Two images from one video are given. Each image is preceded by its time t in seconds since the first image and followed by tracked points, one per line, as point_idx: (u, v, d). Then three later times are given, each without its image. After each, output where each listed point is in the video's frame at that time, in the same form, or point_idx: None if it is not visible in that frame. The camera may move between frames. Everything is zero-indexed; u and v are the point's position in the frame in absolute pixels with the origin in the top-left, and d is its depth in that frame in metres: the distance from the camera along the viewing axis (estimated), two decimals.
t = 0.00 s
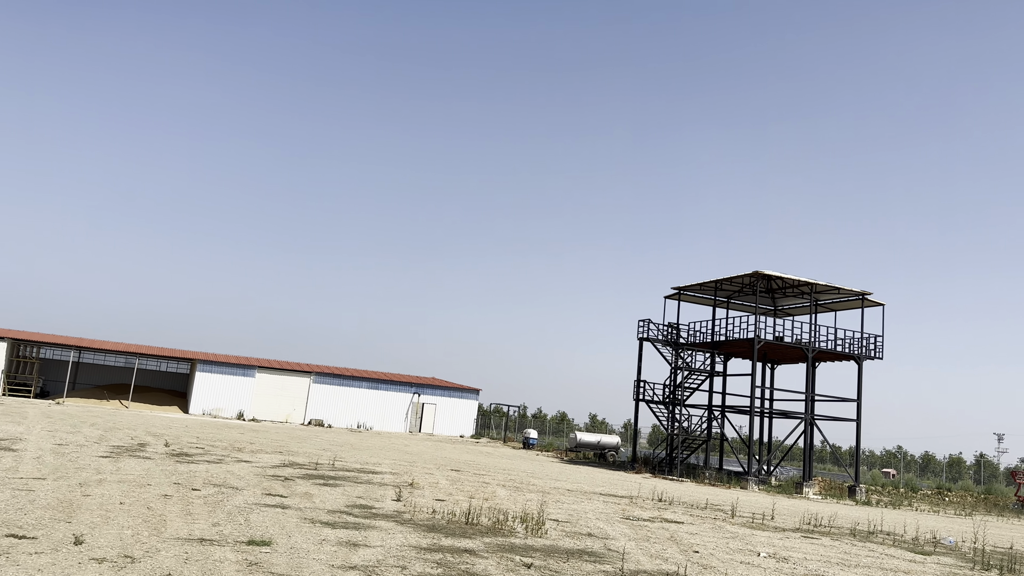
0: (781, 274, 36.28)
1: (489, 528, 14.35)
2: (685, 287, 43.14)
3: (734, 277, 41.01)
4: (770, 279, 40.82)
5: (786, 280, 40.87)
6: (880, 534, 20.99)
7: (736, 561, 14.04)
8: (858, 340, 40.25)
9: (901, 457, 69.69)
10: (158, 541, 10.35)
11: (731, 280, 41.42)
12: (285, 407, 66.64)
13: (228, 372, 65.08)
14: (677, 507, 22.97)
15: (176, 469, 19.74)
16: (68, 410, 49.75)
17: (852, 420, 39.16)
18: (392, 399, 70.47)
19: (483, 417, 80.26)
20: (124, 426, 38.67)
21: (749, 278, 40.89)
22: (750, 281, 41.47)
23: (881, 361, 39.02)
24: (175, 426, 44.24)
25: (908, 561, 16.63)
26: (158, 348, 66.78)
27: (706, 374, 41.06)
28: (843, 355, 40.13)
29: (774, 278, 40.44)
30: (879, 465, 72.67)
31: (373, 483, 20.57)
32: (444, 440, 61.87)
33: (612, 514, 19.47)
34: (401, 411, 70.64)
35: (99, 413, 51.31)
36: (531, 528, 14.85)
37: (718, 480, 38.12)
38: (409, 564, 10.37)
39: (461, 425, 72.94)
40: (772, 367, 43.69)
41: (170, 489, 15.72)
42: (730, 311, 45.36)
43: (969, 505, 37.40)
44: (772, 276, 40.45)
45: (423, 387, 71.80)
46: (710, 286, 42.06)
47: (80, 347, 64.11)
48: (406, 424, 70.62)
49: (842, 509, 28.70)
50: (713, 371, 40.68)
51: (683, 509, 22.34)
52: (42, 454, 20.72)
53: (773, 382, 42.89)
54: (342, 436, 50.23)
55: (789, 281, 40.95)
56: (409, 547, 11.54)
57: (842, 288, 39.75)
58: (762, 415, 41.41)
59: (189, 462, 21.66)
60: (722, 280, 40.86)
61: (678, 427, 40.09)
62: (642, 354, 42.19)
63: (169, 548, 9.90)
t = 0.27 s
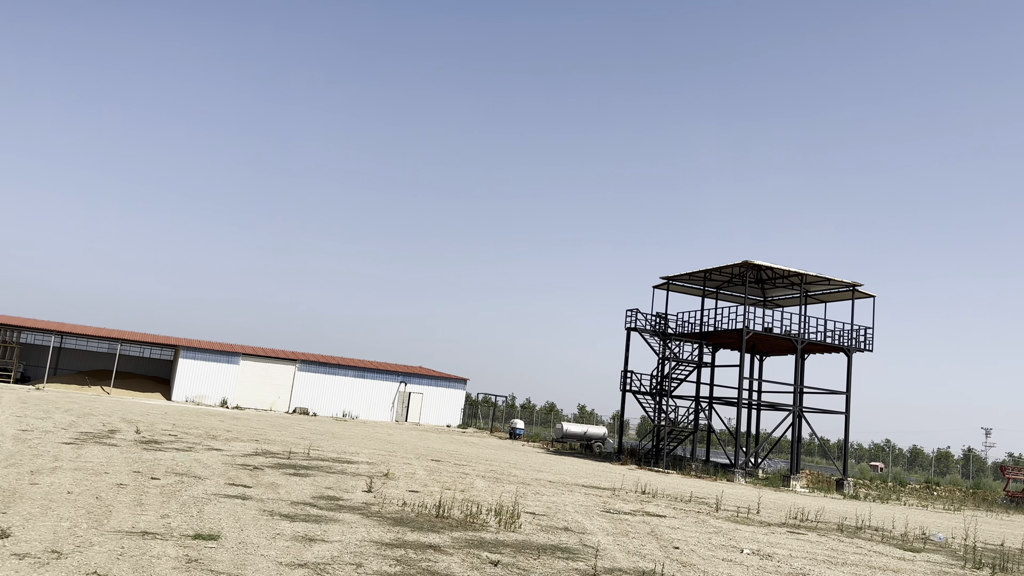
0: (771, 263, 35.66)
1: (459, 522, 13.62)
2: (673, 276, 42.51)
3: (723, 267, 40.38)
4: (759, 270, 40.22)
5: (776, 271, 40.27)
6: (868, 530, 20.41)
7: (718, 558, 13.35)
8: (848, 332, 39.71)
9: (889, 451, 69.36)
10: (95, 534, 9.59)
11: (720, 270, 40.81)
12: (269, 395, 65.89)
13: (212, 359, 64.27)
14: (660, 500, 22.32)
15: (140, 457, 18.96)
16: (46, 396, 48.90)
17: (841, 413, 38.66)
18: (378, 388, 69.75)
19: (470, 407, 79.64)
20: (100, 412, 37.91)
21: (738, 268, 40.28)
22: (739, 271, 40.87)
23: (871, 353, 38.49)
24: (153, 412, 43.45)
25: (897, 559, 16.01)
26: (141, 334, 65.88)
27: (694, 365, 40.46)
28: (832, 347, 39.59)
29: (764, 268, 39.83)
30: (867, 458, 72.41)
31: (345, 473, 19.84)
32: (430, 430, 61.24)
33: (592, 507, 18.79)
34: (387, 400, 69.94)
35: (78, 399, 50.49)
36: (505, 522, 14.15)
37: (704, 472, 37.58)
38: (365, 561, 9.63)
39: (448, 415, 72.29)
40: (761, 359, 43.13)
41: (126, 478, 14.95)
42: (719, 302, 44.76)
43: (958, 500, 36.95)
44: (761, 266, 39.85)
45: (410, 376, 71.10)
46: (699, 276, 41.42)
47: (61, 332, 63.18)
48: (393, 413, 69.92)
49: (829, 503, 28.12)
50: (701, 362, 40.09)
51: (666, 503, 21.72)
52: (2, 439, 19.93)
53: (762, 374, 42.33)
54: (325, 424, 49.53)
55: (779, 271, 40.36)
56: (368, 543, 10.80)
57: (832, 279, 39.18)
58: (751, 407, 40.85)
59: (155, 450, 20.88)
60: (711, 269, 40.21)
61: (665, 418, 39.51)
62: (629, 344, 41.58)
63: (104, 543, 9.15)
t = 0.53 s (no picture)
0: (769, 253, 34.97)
1: (437, 517, 12.89)
2: (670, 266, 41.81)
3: (721, 257, 39.65)
4: (758, 260, 39.53)
5: (774, 261, 39.59)
6: (866, 526, 19.78)
7: (710, 557, 12.65)
8: (847, 324, 39.06)
9: (887, 445, 68.83)
10: (36, 528, 8.89)
11: (718, 260, 40.12)
12: (262, 384, 65.27)
13: (204, 347, 63.61)
14: (653, 494, 21.63)
15: (112, 446, 18.24)
16: (33, 383, 48.18)
17: (839, 406, 38.02)
18: (372, 378, 69.12)
19: (465, 397, 79.03)
20: (84, 400, 37.22)
21: (736, 258, 39.59)
22: (737, 261, 40.18)
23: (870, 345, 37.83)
24: (141, 400, 42.75)
25: (898, 558, 15.34)
26: (132, 322, 65.19)
27: (690, 357, 39.78)
28: (831, 339, 38.93)
29: (763, 258, 39.13)
30: (864, 452, 71.90)
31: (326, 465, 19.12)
32: (423, 420, 60.65)
33: (581, 500, 18.12)
34: (381, 390, 69.32)
35: (67, 386, 49.86)
36: (486, 516, 13.44)
37: (700, 465, 36.97)
38: (328, 560, 8.91)
39: (442, 405, 71.70)
40: (758, 351, 42.48)
41: (91, 468, 14.23)
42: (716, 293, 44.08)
43: (957, 495, 36.35)
44: (760, 256, 39.16)
45: (405, 366, 70.46)
46: (696, 266, 40.72)
47: (51, 319, 62.48)
48: (387, 403, 69.31)
49: (828, 498, 27.48)
50: (698, 353, 39.42)
51: (659, 497, 21.07)
52: None
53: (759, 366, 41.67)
54: (316, 414, 48.90)
55: (778, 262, 39.69)
56: (335, 540, 10.07)
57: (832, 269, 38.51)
58: (748, 399, 40.21)
59: (131, 439, 20.16)
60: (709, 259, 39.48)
61: (661, 410, 38.87)
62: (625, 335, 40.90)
63: (42, 538, 8.44)
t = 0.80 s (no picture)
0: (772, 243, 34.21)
1: (417, 511, 12.18)
2: (672, 257, 41.06)
3: (724, 247, 38.87)
4: (761, 250, 38.75)
5: (778, 251, 38.82)
6: (870, 523, 19.06)
7: (704, 555, 11.92)
8: (851, 315, 38.30)
9: (891, 439, 68.05)
10: None
11: (720, 250, 39.36)
12: (260, 375, 64.68)
13: (201, 338, 63.06)
14: (649, 488, 20.92)
15: (88, 436, 17.60)
16: (26, 373, 47.64)
17: (843, 399, 37.28)
18: (370, 369, 68.49)
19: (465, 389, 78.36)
20: (74, 389, 36.67)
21: (739, 248, 38.83)
22: (740, 251, 39.41)
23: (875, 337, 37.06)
24: (134, 391, 42.18)
25: (902, 557, 14.62)
26: (129, 312, 64.63)
27: (691, 349, 39.06)
28: (835, 331, 38.18)
29: (766, 247, 38.36)
30: (868, 447, 71.14)
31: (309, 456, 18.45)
32: (422, 412, 60.07)
33: (573, 495, 17.40)
34: (380, 382, 68.70)
35: (61, 376, 49.35)
36: (470, 511, 12.76)
37: (700, 459, 36.29)
38: (286, 560, 8.23)
39: (442, 397, 71.06)
40: (761, 343, 41.70)
41: (57, 459, 13.57)
42: (718, 284, 43.31)
43: (962, 490, 35.60)
44: (763, 246, 38.39)
45: (404, 358, 69.82)
46: (698, 256, 39.95)
47: (47, 309, 61.96)
48: (386, 395, 68.71)
49: (830, 493, 26.77)
50: (699, 345, 38.70)
51: (655, 491, 20.37)
52: None
53: (762, 358, 40.92)
54: (312, 405, 48.30)
55: (781, 252, 38.92)
56: (299, 537, 9.38)
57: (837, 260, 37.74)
58: (750, 392, 39.45)
59: (110, 428, 19.51)
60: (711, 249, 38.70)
61: (660, 403, 38.18)
62: (625, 326, 40.19)
63: None
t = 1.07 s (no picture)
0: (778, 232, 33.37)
1: (395, 509, 11.48)
2: (676, 247, 40.25)
3: (729, 237, 38.02)
4: (767, 240, 37.92)
5: (785, 241, 37.96)
6: (877, 520, 18.30)
7: (700, 556, 11.17)
8: (859, 307, 37.44)
9: (899, 432, 67.15)
10: None
11: (725, 240, 38.54)
12: (261, 367, 64.19)
13: (202, 330, 62.58)
14: (648, 484, 20.16)
15: (65, 429, 16.97)
16: (23, 365, 47.21)
17: (851, 392, 36.42)
18: (373, 362, 67.91)
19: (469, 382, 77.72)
20: (68, 381, 36.15)
21: (745, 238, 38.00)
22: (746, 241, 38.58)
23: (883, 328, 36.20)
24: (130, 383, 41.64)
25: (912, 557, 13.83)
26: (130, 304, 64.20)
27: (695, 341, 38.24)
28: (842, 323, 37.34)
29: (773, 237, 37.50)
30: (876, 441, 70.21)
31: (294, 450, 17.78)
32: (424, 405, 59.44)
33: (567, 491, 16.68)
34: (383, 375, 68.12)
35: (58, 368, 48.91)
36: (452, 509, 12.04)
37: (704, 453, 35.54)
38: (238, 564, 7.55)
39: (445, 390, 70.45)
40: (767, 335, 40.88)
41: (21, 453, 12.94)
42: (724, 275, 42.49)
43: (973, 485, 34.74)
44: (769, 236, 37.56)
45: (407, 351, 69.21)
46: (703, 247, 39.13)
47: (47, 301, 61.57)
48: (388, 387, 68.10)
49: (837, 489, 25.99)
50: (703, 337, 37.91)
51: (655, 486, 19.64)
52: None
53: (768, 351, 40.11)
54: (312, 398, 47.71)
55: (788, 242, 38.06)
56: (258, 538, 8.70)
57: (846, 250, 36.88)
58: (755, 385, 38.66)
59: (90, 421, 18.90)
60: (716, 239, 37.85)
61: (664, 396, 37.42)
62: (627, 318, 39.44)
63: None
